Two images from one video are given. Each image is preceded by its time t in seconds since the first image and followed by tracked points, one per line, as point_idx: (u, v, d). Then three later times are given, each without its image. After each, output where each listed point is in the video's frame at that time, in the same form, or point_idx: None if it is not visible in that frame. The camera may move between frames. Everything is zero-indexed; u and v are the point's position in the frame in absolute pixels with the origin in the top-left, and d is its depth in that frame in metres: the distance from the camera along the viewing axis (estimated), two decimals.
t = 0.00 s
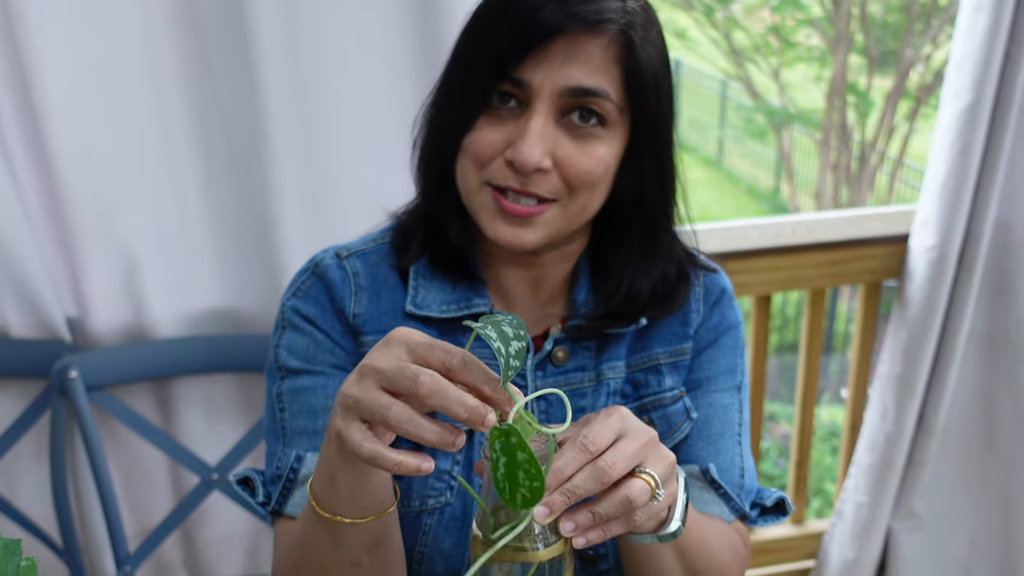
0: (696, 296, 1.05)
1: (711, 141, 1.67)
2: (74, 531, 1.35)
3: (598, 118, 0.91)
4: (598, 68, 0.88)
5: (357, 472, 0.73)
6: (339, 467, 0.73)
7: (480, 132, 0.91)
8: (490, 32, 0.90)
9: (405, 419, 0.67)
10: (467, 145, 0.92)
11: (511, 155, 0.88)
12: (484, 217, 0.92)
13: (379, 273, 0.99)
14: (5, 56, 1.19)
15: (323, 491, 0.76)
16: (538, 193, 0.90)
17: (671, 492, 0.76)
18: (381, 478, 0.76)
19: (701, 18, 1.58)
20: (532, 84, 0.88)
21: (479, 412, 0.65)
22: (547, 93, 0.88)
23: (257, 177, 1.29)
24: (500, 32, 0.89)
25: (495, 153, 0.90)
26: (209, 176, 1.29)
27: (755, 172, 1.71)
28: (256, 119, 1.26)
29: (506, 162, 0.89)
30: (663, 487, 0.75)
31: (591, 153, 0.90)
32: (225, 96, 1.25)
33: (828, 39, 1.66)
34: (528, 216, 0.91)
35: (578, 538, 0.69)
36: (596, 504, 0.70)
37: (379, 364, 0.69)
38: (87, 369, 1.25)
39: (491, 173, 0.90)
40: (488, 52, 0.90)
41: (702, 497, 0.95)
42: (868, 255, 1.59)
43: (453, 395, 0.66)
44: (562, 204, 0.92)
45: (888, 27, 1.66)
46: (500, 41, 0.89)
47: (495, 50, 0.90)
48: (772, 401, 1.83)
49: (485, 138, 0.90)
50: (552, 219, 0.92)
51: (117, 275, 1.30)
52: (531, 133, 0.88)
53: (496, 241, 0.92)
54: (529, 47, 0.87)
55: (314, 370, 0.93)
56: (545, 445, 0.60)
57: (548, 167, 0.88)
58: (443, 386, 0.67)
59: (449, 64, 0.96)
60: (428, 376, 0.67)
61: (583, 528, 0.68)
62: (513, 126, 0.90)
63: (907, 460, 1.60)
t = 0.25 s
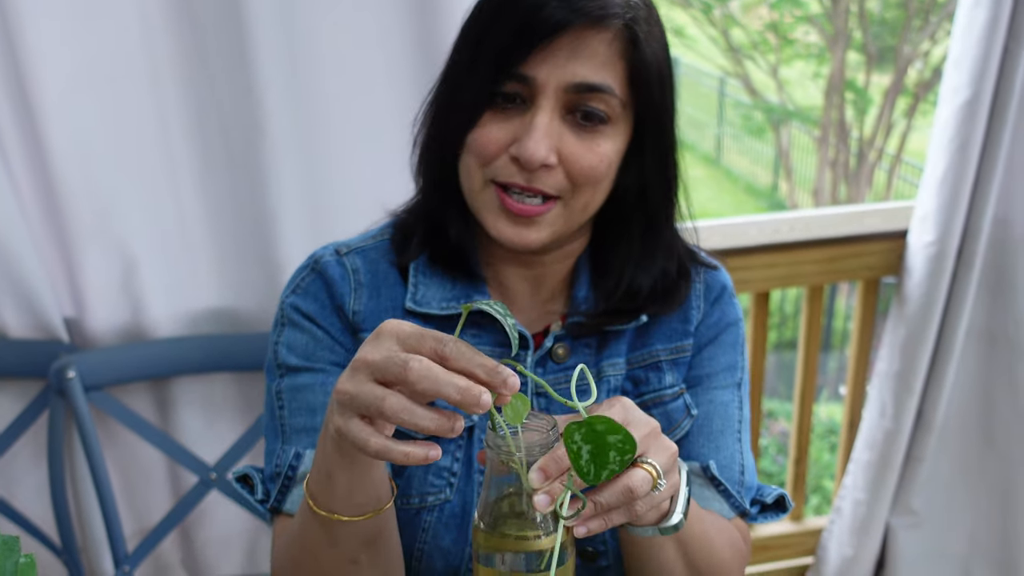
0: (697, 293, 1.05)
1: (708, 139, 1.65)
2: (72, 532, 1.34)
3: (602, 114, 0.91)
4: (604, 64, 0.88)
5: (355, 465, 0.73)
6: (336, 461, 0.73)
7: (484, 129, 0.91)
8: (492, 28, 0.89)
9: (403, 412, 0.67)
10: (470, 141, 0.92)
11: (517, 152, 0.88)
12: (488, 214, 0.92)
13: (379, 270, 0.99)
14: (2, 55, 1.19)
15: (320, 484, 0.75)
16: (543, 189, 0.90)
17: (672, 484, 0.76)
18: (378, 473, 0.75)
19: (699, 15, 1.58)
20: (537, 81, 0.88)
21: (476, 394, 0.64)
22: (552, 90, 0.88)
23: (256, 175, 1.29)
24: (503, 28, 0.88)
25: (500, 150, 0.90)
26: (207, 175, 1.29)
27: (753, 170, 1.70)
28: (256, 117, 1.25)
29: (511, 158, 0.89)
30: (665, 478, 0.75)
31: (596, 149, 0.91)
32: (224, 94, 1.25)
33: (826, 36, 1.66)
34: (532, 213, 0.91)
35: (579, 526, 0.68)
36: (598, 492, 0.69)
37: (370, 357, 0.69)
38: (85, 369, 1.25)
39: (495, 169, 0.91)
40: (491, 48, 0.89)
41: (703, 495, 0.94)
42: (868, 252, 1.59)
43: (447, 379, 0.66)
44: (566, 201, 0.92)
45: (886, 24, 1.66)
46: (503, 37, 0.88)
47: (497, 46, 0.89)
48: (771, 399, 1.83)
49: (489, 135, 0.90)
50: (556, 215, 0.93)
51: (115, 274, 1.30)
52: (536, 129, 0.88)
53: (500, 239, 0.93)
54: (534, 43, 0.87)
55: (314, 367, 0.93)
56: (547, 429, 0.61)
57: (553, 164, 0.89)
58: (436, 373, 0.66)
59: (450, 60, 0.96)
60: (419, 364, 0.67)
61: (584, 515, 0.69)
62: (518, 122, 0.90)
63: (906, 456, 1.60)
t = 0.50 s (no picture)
0: (693, 288, 1.05)
1: (707, 136, 1.66)
2: (70, 529, 1.34)
3: (611, 103, 0.91)
4: (617, 52, 0.89)
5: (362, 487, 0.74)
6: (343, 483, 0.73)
7: (495, 110, 0.90)
8: (507, 13, 0.89)
9: (403, 391, 0.63)
10: (478, 124, 0.91)
11: (529, 131, 0.87)
12: (492, 200, 0.91)
13: (372, 272, 0.99)
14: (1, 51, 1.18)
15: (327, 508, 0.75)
16: (552, 173, 0.90)
17: (678, 479, 0.76)
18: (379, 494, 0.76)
19: (698, 12, 1.58)
20: (552, 61, 0.87)
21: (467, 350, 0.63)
22: (565, 74, 0.88)
23: (254, 171, 1.29)
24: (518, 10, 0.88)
25: (509, 135, 0.89)
26: (205, 171, 1.29)
27: (752, 167, 1.71)
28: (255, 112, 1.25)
29: (522, 140, 0.89)
30: (666, 478, 0.74)
31: (604, 138, 0.91)
32: (224, 89, 1.25)
33: (824, 33, 1.66)
34: (537, 201, 0.91)
35: (576, 519, 0.69)
36: (597, 487, 0.69)
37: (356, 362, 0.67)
38: (84, 366, 1.25)
39: (503, 152, 0.90)
40: (505, 32, 0.89)
41: (701, 491, 0.94)
42: (868, 249, 1.58)
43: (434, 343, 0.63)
44: (572, 190, 0.92)
45: (885, 21, 1.66)
46: (518, 21, 0.87)
47: (511, 28, 0.88)
48: (769, 396, 1.83)
49: (499, 118, 0.89)
50: (561, 205, 0.93)
51: (113, 271, 1.30)
52: (550, 109, 0.88)
53: (501, 228, 0.91)
54: (549, 26, 0.86)
55: (307, 374, 0.93)
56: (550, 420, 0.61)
57: (563, 147, 0.88)
58: (418, 340, 0.64)
59: (458, 45, 0.95)
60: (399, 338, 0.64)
61: (581, 509, 0.68)
62: (530, 104, 0.89)
63: (904, 453, 1.60)
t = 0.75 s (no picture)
0: (692, 287, 1.05)
1: (705, 134, 1.65)
2: (69, 528, 1.34)
3: (583, 101, 0.90)
4: (581, 49, 0.88)
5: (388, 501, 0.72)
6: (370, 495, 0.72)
7: (467, 124, 0.91)
8: (469, 24, 0.90)
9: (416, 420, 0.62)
10: (456, 136, 0.92)
11: (497, 142, 0.88)
12: (476, 208, 0.93)
13: (372, 269, 0.99)
14: None
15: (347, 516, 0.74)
16: (526, 181, 0.90)
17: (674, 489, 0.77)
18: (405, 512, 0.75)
19: (697, 9, 1.58)
20: (514, 69, 0.88)
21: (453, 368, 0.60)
22: (530, 78, 0.87)
23: (253, 169, 1.29)
24: (483, 19, 0.89)
25: (482, 143, 0.90)
26: (203, 170, 1.29)
27: (750, 164, 1.71)
28: (253, 109, 1.25)
29: (493, 151, 0.89)
30: (665, 485, 0.75)
31: (577, 139, 0.90)
32: (217, 87, 1.24)
33: (823, 31, 1.66)
34: (516, 207, 0.91)
35: (577, 529, 0.70)
36: (598, 496, 0.70)
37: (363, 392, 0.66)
38: (82, 365, 1.25)
39: (479, 163, 0.91)
40: (470, 43, 0.90)
41: (701, 489, 0.94)
42: (866, 247, 1.59)
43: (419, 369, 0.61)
44: (550, 193, 0.92)
45: (884, 18, 1.66)
46: (480, 31, 0.89)
47: (478, 38, 0.89)
48: (768, 393, 1.84)
49: (472, 128, 0.90)
50: (541, 209, 0.92)
51: (112, 270, 1.30)
52: (515, 118, 0.87)
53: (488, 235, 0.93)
54: (512, 31, 0.87)
55: (308, 373, 0.93)
56: (548, 429, 0.63)
57: (534, 154, 0.88)
58: (402, 369, 0.62)
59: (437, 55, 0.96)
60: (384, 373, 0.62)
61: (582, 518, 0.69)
62: (498, 113, 0.89)
63: (902, 451, 1.60)
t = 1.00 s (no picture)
0: (696, 288, 1.05)
1: (703, 132, 1.65)
2: (68, 526, 1.34)
3: (569, 99, 0.90)
4: (554, 49, 0.88)
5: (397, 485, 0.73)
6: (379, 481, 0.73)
7: (456, 143, 0.92)
8: (440, 46, 0.91)
9: (450, 389, 0.64)
10: (447, 157, 0.93)
11: (488, 156, 0.88)
12: (480, 220, 0.93)
13: (377, 269, 1.00)
14: None
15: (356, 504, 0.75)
16: (524, 188, 0.90)
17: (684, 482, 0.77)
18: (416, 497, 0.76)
19: (695, 7, 1.59)
20: (493, 83, 0.88)
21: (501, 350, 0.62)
22: (511, 87, 0.88)
23: (251, 169, 1.29)
24: (453, 37, 0.89)
25: (474, 157, 0.90)
26: (202, 171, 1.29)
27: (749, 163, 1.71)
28: (248, 109, 1.25)
29: (486, 164, 0.89)
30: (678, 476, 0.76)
31: (568, 137, 0.90)
32: (209, 89, 1.24)
33: (821, 29, 1.66)
34: (519, 213, 0.91)
35: (592, 522, 0.69)
36: (613, 490, 0.71)
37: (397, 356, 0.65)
38: (81, 365, 1.25)
39: (474, 178, 0.91)
40: (443, 64, 0.91)
41: (703, 488, 0.94)
42: (863, 246, 1.59)
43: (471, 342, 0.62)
44: (551, 195, 0.92)
45: (882, 16, 1.66)
46: (450, 50, 0.89)
47: (449, 59, 0.90)
48: (766, 391, 1.84)
49: (463, 145, 0.91)
50: (543, 211, 0.92)
51: (111, 270, 1.30)
52: (503, 130, 0.87)
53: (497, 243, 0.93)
54: (483, 46, 0.87)
55: (314, 373, 0.93)
56: (563, 425, 0.63)
57: (527, 160, 0.88)
58: (453, 336, 0.63)
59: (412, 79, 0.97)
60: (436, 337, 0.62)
61: (598, 512, 0.69)
62: (485, 128, 0.90)
63: (900, 449, 1.61)
